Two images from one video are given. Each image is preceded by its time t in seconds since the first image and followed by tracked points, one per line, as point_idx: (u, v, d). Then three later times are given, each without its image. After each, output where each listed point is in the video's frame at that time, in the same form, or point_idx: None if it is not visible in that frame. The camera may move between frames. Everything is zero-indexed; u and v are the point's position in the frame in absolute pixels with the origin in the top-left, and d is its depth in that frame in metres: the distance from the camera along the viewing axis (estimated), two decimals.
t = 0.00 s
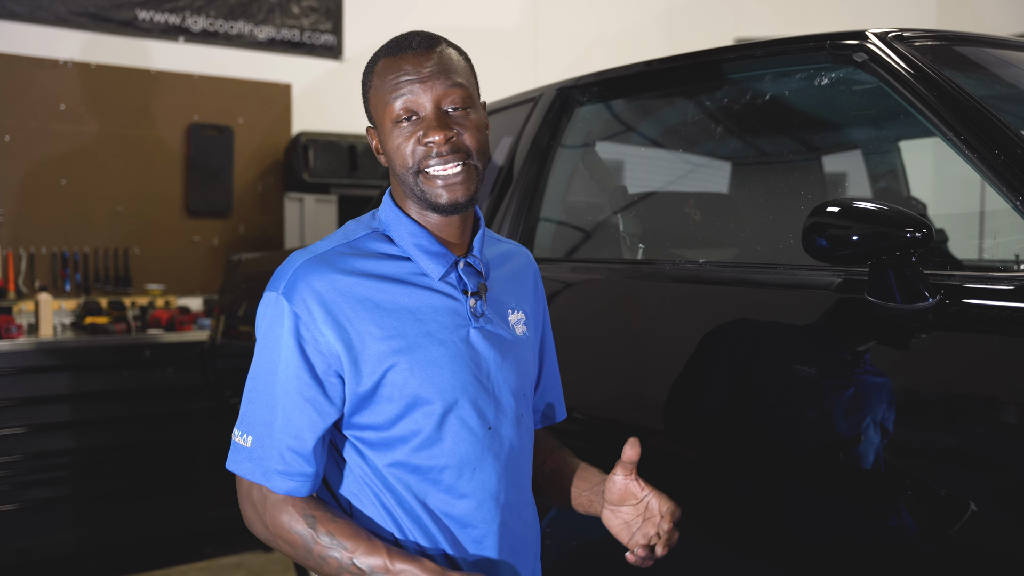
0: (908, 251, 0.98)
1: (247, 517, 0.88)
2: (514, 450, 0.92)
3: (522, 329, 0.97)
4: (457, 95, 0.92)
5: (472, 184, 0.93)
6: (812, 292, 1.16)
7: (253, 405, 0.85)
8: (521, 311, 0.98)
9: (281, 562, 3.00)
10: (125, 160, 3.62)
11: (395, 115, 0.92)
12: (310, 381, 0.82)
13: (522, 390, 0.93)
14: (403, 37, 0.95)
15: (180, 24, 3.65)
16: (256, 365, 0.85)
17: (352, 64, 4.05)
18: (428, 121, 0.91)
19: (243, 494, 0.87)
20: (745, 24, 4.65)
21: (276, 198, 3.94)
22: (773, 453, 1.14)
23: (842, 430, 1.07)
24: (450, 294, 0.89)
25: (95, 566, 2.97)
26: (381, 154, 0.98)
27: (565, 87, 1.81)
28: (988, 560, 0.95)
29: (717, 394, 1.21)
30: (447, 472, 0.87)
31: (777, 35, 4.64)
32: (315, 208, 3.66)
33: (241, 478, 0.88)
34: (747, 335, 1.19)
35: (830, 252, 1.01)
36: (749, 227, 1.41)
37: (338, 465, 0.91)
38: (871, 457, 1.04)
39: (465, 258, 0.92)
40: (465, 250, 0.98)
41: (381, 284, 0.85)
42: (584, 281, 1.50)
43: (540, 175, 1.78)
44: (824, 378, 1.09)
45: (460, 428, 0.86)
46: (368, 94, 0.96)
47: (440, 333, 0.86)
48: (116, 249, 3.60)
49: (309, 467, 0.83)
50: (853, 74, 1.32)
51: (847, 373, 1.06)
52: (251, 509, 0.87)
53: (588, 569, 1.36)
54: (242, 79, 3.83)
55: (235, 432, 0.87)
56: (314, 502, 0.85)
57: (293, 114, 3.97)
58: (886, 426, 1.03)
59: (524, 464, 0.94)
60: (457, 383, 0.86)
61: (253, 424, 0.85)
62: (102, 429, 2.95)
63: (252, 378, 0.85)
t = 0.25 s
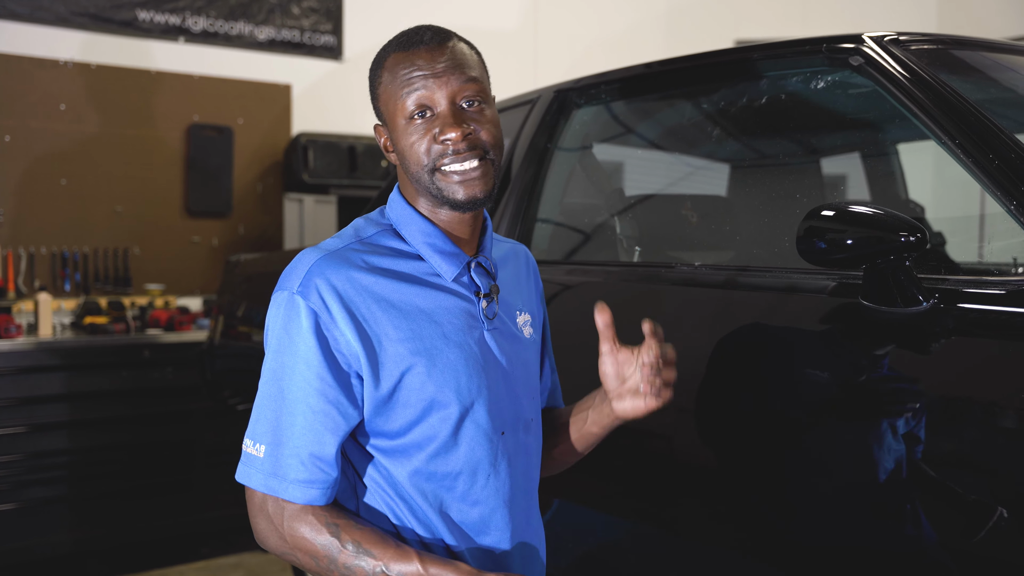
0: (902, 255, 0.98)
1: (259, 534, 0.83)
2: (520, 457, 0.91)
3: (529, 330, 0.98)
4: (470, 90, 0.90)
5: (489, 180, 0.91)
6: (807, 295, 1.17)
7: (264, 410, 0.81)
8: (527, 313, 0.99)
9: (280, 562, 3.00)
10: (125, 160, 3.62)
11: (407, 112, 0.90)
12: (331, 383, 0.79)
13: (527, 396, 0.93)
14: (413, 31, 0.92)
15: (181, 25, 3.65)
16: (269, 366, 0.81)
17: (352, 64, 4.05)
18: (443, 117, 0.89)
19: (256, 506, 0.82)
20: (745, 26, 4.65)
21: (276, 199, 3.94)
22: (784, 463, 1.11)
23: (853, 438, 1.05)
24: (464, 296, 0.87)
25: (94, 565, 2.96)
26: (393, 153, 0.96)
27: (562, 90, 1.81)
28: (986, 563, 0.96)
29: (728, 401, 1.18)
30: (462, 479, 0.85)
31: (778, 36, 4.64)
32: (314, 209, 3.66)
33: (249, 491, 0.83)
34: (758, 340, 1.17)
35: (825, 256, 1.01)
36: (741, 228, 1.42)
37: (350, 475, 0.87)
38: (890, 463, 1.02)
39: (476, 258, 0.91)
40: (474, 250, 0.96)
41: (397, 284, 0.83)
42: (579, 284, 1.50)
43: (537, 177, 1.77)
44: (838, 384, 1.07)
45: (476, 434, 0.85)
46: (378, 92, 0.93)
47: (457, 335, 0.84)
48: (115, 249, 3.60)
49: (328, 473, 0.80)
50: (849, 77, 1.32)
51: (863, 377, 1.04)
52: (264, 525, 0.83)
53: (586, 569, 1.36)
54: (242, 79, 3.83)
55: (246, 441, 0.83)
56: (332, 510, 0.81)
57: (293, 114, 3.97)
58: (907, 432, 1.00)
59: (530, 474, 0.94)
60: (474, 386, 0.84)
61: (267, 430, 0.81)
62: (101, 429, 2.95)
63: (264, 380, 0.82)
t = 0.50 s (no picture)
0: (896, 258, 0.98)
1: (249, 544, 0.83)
2: (517, 466, 0.91)
3: (526, 333, 0.97)
4: (474, 82, 0.90)
5: (488, 177, 0.91)
6: (802, 298, 1.18)
7: (252, 418, 0.81)
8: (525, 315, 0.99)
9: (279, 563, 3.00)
10: (125, 160, 3.62)
11: (407, 102, 0.89)
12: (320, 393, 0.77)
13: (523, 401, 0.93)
14: (417, 22, 0.92)
15: (181, 25, 3.65)
16: (258, 373, 0.80)
17: (352, 65, 4.05)
18: (444, 109, 0.89)
19: (246, 517, 0.82)
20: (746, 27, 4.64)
21: (276, 199, 3.93)
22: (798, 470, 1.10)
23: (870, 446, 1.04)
24: (458, 300, 0.87)
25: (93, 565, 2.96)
26: (389, 145, 0.95)
27: (560, 90, 1.80)
28: (985, 565, 0.96)
29: (743, 407, 1.17)
30: (458, 488, 0.85)
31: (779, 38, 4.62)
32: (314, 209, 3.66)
33: (237, 499, 0.83)
34: (774, 345, 1.16)
35: (822, 259, 1.00)
36: (737, 230, 1.43)
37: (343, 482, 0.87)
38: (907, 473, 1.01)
39: (471, 260, 0.91)
40: (469, 250, 0.97)
41: (389, 289, 0.82)
42: (572, 287, 1.52)
43: (534, 179, 1.78)
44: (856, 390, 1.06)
45: (472, 441, 0.84)
46: (378, 81, 0.93)
47: (450, 342, 0.83)
48: (116, 249, 3.60)
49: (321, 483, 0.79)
50: (846, 79, 1.32)
51: (882, 385, 1.03)
52: (255, 535, 0.82)
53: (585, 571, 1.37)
54: (242, 79, 3.83)
55: (235, 449, 0.82)
56: (323, 522, 0.81)
57: (293, 114, 3.96)
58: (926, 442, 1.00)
59: (526, 480, 0.93)
60: (467, 393, 0.83)
61: (257, 439, 0.80)
62: (101, 429, 2.95)
63: (252, 387, 0.81)
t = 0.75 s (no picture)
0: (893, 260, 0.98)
1: (229, 544, 0.84)
2: (515, 475, 0.91)
3: (528, 341, 0.97)
4: (470, 81, 0.89)
5: (485, 180, 0.90)
6: (799, 300, 1.19)
7: (237, 425, 0.81)
8: (527, 322, 0.98)
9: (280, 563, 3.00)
10: (127, 159, 3.62)
11: (402, 103, 0.89)
12: (301, 403, 0.77)
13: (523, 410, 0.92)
14: (410, 20, 0.92)
15: (183, 25, 3.65)
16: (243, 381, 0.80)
17: (354, 65, 4.04)
18: (439, 109, 0.88)
19: (226, 522, 0.83)
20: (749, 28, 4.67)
21: (278, 200, 3.93)
22: (814, 477, 1.10)
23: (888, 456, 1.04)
24: (455, 306, 0.86)
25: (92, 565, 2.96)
26: (385, 148, 0.95)
27: (559, 91, 1.79)
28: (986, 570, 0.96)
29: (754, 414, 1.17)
30: (449, 500, 0.84)
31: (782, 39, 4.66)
32: (315, 209, 3.65)
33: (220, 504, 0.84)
34: (792, 352, 1.15)
35: (820, 261, 1.00)
36: (738, 232, 1.44)
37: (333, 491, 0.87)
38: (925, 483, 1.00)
39: (470, 265, 0.91)
40: (470, 255, 0.97)
41: (382, 296, 0.81)
42: (576, 287, 1.52)
43: (533, 180, 1.77)
44: (874, 399, 1.05)
45: (464, 452, 0.83)
46: (372, 82, 0.92)
47: (445, 351, 0.83)
48: (117, 249, 3.60)
49: (297, 496, 0.79)
50: (844, 80, 1.32)
51: (901, 394, 1.02)
52: (235, 541, 0.83)
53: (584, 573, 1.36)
54: (244, 79, 3.83)
55: (222, 454, 0.82)
56: (300, 534, 0.81)
57: (295, 114, 3.97)
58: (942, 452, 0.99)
59: (523, 491, 0.93)
60: (460, 404, 0.83)
61: (239, 447, 0.81)
62: (102, 428, 2.95)
63: (238, 393, 0.81)
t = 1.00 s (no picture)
0: (891, 265, 0.97)
1: (210, 557, 0.84)
2: (507, 485, 0.91)
3: (521, 346, 0.97)
4: (463, 77, 0.90)
5: (476, 178, 0.90)
6: (798, 304, 1.20)
7: (224, 430, 0.82)
8: (521, 328, 0.98)
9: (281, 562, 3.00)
10: (132, 159, 3.62)
11: (394, 100, 0.89)
12: (289, 406, 0.77)
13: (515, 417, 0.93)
14: (403, 16, 0.92)
15: (188, 25, 3.64)
16: (232, 383, 0.81)
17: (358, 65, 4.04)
18: (433, 106, 0.88)
19: (209, 530, 0.84)
20: (754, 29, 4.72)
21: (282, 199, 3.94)
22: (829, 486, 1.09)
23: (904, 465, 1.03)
24: (448, 309, 0.87)
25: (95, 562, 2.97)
26: (376, 147, 0.95)
27: (559, 94, 1.79)
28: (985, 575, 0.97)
29: (763, 420, 1.16)
30: (440, 510, 0.85)
31: (786, 40, 4.71)
32: (318, 209, 3.64)
33: (200, 512, 0.84)
34: (806, 362, 1.14)
35: (818, 266, 1.00)
36: (743, 235, 1.44)
37: (321, 499, 0.88)
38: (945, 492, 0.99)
39: (464, 268, 0.92)
40: (462, 258, 0.97)
41: (373, 298, 0.82)
42: (579, 289, 1.52)
43: (534, 182, 1.78)
44: (889, 408, 1.04)
45: (456, 460, 0.84)
46: (364, 79, 0.93)
47: (436, 354, 0.83)
48: (121, 248, 3.61)
49: (284, 503, 0.79)
50: (845, 84, 1.32)
51: (917, 403, 1.02)
52: (218, 551, 0.83)
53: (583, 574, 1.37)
54: (248, 79, 3.83)
55: (202, 461, 0.83)
56: (285, 545, 0.81)
57: (299, 114, 3.97)
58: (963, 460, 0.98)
59: (515, 500, 0.93)
60: (451, 409, 0.83)
61: (227, 451, 0.81)
62: (105, 427, 2.96)
63: (224, 394, 0.81)
